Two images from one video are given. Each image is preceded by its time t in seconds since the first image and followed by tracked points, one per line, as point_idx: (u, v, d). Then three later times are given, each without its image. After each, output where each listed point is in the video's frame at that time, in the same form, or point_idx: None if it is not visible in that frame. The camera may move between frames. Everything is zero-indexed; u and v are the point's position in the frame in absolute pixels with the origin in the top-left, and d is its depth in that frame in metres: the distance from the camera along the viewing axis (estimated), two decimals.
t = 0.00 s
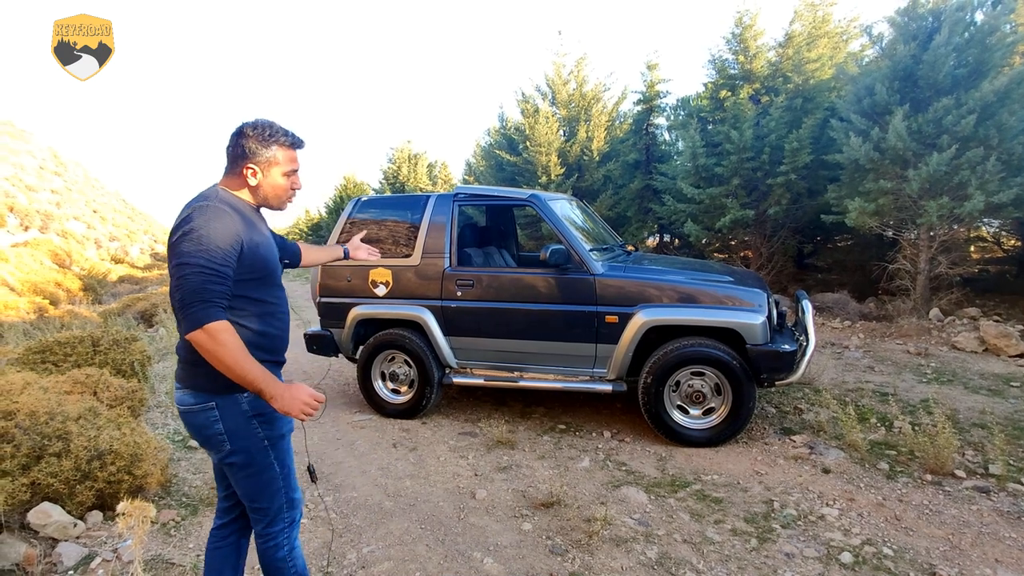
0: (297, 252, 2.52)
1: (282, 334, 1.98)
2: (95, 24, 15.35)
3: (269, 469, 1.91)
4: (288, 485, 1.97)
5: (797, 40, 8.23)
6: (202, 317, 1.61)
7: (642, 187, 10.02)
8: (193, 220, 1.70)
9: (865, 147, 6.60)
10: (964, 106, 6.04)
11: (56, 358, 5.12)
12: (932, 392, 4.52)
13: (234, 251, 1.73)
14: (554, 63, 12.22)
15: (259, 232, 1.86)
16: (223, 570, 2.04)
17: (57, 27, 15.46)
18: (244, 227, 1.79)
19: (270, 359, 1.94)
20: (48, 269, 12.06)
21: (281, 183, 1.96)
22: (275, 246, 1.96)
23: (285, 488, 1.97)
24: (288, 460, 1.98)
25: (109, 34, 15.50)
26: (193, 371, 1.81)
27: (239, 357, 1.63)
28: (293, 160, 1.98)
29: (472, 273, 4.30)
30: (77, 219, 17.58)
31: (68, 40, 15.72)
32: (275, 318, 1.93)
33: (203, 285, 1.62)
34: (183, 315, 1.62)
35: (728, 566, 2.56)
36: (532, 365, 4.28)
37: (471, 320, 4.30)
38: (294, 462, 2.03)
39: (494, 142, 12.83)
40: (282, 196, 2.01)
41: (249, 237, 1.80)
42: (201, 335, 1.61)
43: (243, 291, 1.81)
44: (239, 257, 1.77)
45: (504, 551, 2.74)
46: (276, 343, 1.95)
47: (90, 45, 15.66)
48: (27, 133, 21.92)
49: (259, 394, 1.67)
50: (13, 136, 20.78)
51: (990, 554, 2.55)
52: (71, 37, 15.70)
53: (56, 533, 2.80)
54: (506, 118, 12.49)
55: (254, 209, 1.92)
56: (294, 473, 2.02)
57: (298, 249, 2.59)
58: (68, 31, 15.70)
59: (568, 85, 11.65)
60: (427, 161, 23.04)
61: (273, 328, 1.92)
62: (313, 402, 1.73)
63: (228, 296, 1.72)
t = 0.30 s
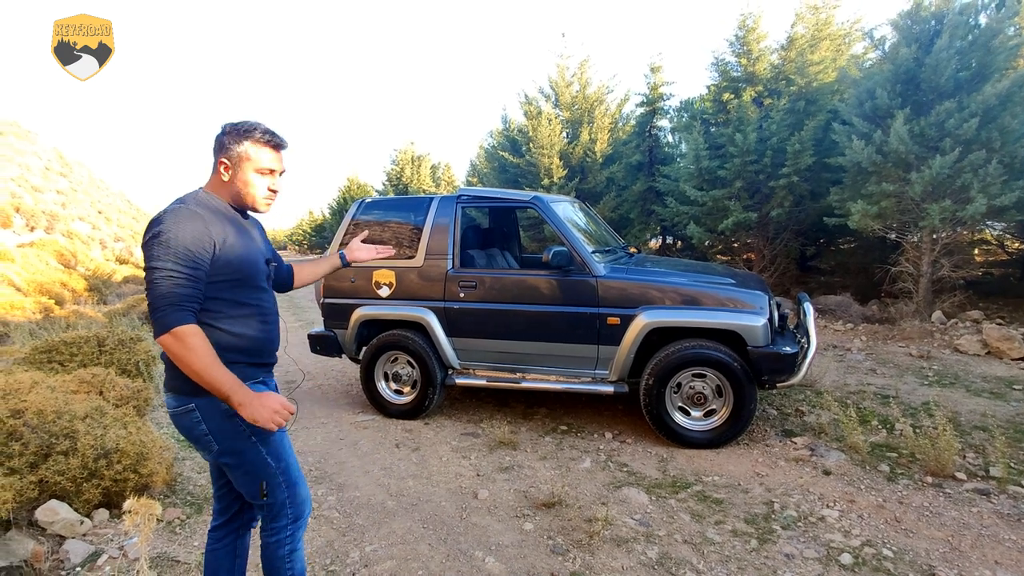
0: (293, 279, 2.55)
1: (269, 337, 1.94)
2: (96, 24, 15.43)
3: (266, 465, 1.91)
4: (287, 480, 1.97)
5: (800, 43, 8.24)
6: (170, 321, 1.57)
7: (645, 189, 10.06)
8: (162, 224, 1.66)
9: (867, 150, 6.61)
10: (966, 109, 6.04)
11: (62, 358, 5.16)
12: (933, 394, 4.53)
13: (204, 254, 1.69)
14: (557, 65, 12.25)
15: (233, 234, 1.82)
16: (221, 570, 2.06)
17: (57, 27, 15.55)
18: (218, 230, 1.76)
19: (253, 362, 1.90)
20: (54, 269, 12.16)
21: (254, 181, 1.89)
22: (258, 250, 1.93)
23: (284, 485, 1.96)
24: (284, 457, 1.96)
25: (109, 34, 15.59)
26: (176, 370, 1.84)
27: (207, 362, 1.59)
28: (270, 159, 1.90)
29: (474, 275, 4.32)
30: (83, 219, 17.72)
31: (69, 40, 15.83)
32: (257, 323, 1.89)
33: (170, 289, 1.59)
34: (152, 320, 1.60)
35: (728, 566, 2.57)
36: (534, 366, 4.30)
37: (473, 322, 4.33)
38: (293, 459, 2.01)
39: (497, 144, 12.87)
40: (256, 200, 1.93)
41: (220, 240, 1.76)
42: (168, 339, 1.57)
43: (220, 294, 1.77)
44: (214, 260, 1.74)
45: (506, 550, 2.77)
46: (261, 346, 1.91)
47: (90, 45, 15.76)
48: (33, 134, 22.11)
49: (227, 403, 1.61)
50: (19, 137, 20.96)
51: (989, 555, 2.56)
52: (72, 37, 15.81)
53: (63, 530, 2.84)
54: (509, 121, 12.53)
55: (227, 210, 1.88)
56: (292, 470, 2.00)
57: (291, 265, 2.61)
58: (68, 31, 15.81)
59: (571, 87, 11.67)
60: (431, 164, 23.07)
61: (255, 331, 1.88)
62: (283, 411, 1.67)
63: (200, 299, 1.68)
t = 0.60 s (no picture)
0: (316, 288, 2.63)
1: (285, 338, 1.93)
2: (96, 24, 15.49)
3: (259, 482, 1.85)
4: (280, 500, 1.90)
5: (801, 45, 8.26)
6: (172, 331, 1.58)
7: (646, 191, 10.11)
8: (162, 231, 1.68)
9: (867, 152, 6.63)
10: (966, 111, 6.06)
11: (65, 356, 5.20)
12: (931, 396, 4.54)
13: (205, 258, 1.69)
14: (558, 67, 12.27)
15: (235, 236, 1.81)
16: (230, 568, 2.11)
17: (57, 27, 15.60)
18: (218, 233, 1.76)
19: (270, 366, 1.89)
20: (57, 269, 12.22)
21: (239, 171, 1.83)
22: (266, 248, 1.92)
23: (277, 505, 1.90)
24: (281, 477, 1.89)
25: (109, 34, 15.64)
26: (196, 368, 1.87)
27: (201, 380, 1.59)
28: (256, 150, 1.83)
29: (475, 275, 4.35)
30: (85, 219, 17.80)
31: (68, 40, 15.89)
32: (271, 323, 1.88)
33: (172, 297, 1.60)
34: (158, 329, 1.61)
35: (725, 565, 2.60)
36: (534, 367, 4.33)
37: (474, 322, 4.35)
38: (293, 478, 1.95)
39: (498, 145, 12.90)
40: (242, 195, 1.86)
41: (221, 242, 1.76)
42: (169, 349, 1.58)
43: (227, 297, 1.78)
44: (216, 264, 1.74)
45: (505, 548, 2.79)
46: (277, 348, 1.90)
47: (90, 45, 15.82)
48: (35, 134, 22.21)
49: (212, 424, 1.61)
50: (22, 137, 21.05)
51: (984, 555, 2.58)
52: (71, 37, 15.87)
53: (67, 527, 2.87)
54: (510, 122, 12.56)
55: (219, 206, 1.85)
56: (289, 489, 1.94)
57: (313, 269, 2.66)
58: (68, 31, 15.87)
59: (572, 88, 11.69)
60: (432, 164, 23.10)
61: (270, 332, 1.87)
62: (257, 451, 1.67)
63: (205, 305, 1.68)
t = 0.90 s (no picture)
0: (345, 293, 2.60)
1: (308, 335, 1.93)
2: (95, 24, 15.52)
3: (275, 482, 1.87)
4: (293, 501, 1.91)
5: (800, 47, 8.28)
6: (192, 334, 1.60)
7: (646, 191, 10.22)
8: (179, 234, 1.69)
9: (865, 153, 6.66)
10: (963, 113, 6.09)
11: (68, 355, 5.23)
12: (927, 396, 4.57)
13: (221, 259, 1.69)
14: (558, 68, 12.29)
15: (252, 234, 1.81)
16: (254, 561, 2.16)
17: (57, 27, 15.62)
18: (234, 233, 1.76)
19: (292, 364, 1.90)
20: (58, 269, 12.25)
21: (249, 165, 1.85)
22: (285, 245, 1.91)
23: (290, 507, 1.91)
24: (296, 478, 1.89)
25: (109, 34, 15.69)
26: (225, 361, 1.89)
27: (220, 383, 1.61)
28: (263, 143, 1.83)
29: (475, 275, 4.39)
30: (86, 219, 17.84)
31: (68, 40, 15.92)
32: (293, 321, 1.87)
33: (190, 301, 1.61)
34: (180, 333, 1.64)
35: (721, 561, 2.63)
36: (534, 366, 4.36)
37: (473, 322, 4.39)
38: (309, 480, 1.95)
39: (498, 145, 12.92)
40: (255, 191, 1.87)
41: (237, 242, 1.76)
42: (191, 350, 1.60)
43: (247, 297, 1.78)
44: (233, 264, 1.74)
45: (503, 545, 2.82)
46: (299, 346, 1.90)
47: (90, 45, 15.87)
48: (36, 133, 22.25)
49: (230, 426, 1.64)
50: (23, 137, 21.11)
51: (977, 552, 2.61)
52: (71, 37, 15.89)
53: (71, 523, 2.90)
54: (510, 122, 12.58)
55: (236, 205, 1.87)
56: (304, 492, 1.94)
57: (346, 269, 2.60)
58: (68, 31, 15.90)
59: (572, 89, 11.71)
60: (433, 164, 23.11)
61: (292, 330, 1.87)
62: (268, 461, 1.67)
63: (224, 306, 1.69)
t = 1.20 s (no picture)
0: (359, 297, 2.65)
1: (318, 332, 1.94)
2: (95, 24, 15.57)
3: (279, 480, 1.89)
4: (296, 500, 1.92)
5: (800, 48, 8.31)
6: (201, 331, 1.63)
7: (645, 192, 10.22)
8: (190, 236, 1.74)
9: (863, 154, 6.69)
10: (961, 114, 6.12)
11: (69, 355, 5.26)
12: (924, 395, 4.60)
13: (228, 259, 1.73)
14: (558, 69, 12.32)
15: (261, 234, 1.84)
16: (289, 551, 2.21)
17: (57, 27, 15.65)
18: (242, 233, 1.79)
19: (303, 361, 1.92)
20: (59, 268, 12.30)
21: (257, 164, 1.88)
22: (295, 244, 1.93)
23: (292, 503, 1.92)
24: (300, 478, 1.91)
25: (108, 34, 15.72)
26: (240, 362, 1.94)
27: (231, 382, 1.63)
28: (271, 141, 1.87)
29: (475, 275, 4.42)
30: (87, 219, 17.88)
31: (68, 40, 15.95)
32: (303, 318, 1.89)
33: (199, 300, 1.65)
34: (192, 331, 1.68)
35: (718, 558, 2.66)
36: (533, 366, 4.39)
37: (474, 322, 4.41)
38: (313, 480, 1.95)
39: (497, 146, 12.94)
40: (265, 189, 1.91)
41: (245, 241, 1.79)
42: (201, 350, 1.64)
43: (256, 295, 1.81)
44: (241, 264, 1.78)
45: (503, 542, 2.85)
46: (309, 344, 1.92)
47: (90, 45, 15.92)
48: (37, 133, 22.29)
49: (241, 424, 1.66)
50: (24, 137, 21.16)
51: (971, 549, 2.64)
52: (71, 36, 15.93)
53: (75, 519, 2.93)
54: (510, 123, 12.62)
55: (249, 206, 1.91)
56: (307, 491, 1.94)
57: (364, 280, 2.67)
58: (68, 30, 15.94)
59: (572, 90, 11.73)
60: (433, 164, 23.08)
61: (301, 328, 1.89)
62: (278, 457, 1.70)
63: (233, 304, 1.72)
